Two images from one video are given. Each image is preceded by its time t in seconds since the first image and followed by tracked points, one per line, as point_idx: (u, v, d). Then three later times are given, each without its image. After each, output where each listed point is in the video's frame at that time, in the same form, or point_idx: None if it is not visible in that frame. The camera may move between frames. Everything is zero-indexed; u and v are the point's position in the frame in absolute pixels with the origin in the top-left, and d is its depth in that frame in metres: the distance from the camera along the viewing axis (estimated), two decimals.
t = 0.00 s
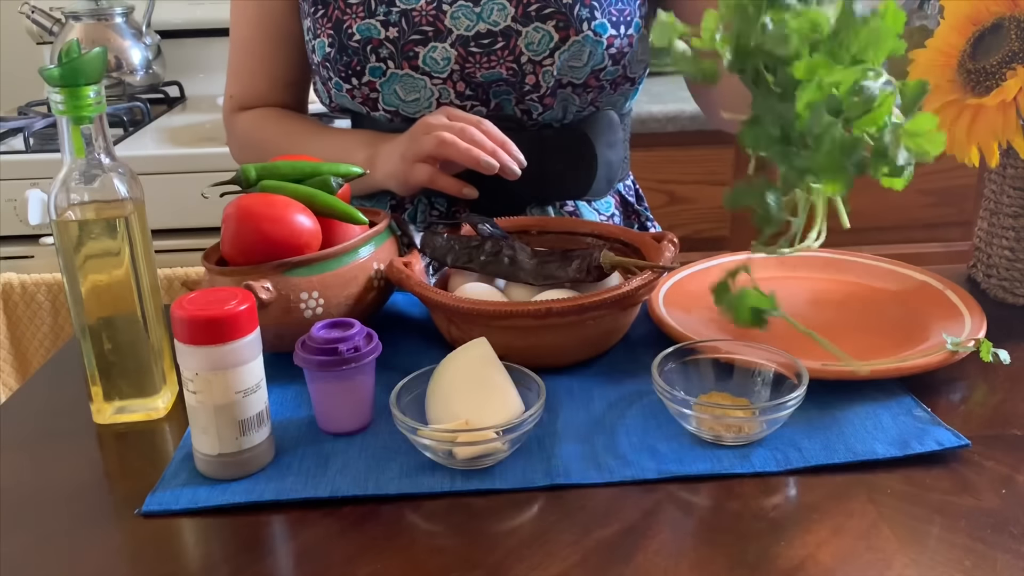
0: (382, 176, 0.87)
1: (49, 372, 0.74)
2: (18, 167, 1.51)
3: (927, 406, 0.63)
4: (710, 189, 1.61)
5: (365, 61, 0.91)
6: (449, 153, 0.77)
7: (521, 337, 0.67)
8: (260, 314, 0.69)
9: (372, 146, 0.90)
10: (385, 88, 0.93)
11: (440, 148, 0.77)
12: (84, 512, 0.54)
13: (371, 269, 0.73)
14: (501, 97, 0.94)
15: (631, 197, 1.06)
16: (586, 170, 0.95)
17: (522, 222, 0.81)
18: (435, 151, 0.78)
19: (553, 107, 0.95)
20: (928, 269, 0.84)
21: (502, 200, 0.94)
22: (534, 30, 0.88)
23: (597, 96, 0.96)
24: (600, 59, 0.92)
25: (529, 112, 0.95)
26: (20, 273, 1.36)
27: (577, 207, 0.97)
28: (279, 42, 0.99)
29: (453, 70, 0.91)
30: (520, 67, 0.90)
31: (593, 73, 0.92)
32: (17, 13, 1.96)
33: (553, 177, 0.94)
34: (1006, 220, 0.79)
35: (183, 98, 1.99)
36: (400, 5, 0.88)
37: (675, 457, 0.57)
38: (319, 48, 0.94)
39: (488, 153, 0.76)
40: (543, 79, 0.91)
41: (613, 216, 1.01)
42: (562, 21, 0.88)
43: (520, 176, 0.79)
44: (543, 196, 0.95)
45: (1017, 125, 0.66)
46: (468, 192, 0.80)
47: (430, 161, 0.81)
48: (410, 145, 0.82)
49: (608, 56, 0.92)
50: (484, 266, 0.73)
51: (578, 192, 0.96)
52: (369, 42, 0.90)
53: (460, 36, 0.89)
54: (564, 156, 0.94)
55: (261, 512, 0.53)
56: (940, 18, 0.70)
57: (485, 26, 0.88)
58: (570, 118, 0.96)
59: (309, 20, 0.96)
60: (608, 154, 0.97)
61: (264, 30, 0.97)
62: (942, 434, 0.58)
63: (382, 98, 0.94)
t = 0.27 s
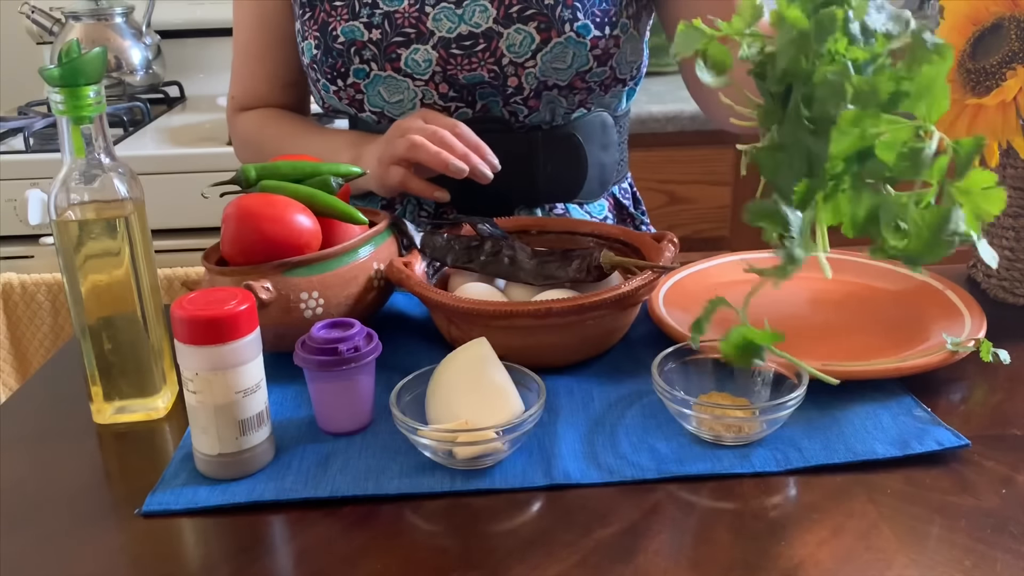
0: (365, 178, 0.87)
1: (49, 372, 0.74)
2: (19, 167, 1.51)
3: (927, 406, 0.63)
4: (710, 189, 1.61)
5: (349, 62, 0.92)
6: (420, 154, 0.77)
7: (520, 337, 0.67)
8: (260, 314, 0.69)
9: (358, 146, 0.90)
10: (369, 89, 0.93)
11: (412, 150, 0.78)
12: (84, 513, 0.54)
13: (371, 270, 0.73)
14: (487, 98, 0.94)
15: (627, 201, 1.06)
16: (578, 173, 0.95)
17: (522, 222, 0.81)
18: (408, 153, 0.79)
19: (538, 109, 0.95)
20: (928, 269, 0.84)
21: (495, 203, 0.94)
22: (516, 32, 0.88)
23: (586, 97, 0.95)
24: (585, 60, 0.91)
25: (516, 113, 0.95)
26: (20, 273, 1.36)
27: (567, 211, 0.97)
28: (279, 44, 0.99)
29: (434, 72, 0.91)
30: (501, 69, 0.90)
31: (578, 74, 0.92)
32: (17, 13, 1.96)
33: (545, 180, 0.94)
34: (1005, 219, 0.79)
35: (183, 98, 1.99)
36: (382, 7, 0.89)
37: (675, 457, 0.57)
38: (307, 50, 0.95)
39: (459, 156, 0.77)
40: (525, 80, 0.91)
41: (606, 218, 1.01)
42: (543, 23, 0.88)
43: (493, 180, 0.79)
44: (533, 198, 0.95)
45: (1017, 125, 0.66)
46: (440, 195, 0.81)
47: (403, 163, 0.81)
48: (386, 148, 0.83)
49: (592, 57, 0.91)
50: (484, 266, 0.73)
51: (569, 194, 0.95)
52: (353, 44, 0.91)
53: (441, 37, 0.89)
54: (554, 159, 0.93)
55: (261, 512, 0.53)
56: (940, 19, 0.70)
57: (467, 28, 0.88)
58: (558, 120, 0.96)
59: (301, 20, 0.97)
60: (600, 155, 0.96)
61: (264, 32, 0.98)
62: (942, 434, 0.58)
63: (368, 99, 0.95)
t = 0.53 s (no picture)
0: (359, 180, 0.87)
1: (49, 372, 0.74)
2: (19, 167, 1.51)
3: (927, 406, 0.63)
4: (710, 189, 1.61)
5: (345, 61, 0.92)
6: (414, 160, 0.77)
7: (520, 337, 0.67)
8: (260, 314, 0.69)
9: (354, 147, 0.90)
10: (365, 88, 0.93)
11: (407, 155, 0.78)
12: (84, 513, 0.54)
13: (371, 270, 0.73)
14: (483, 99, 0.94)
15: (622, 203, 1.06)
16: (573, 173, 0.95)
17: (522, 222, 0.81)
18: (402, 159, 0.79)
19: (533, 110, 0.95)
20: (928, 269, 0.84)
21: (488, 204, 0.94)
22: (512, 32, 0.88)
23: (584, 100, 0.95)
24: (581, 62, 0.91)
25: (511, 114, 0.95)
26: (20, 273, 1.37)
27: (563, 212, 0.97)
28: (275, 43, 0.99)
29: (430, 72, 0.91)
30: (497, 69, 0.90)
31: (574, 76, 0.92)
32: (16, 13, 1.96)
33: (539, 183, 0.93)
34: (1005, 219, 0.79)
35: (183, 98, 1.99)
36: (379, 7, 0.89)
37: (675, 457, 0.57)
38: (303, 49, 0.95)
39: (454, 162, 0.77)
40: (521, 81, 0.91)
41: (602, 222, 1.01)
42: (539, 24, 0.88)
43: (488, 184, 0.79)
44: (526, 200, 0.94)
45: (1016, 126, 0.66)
46: (436, 201, 0.80)
47: (398, 168, 0.81)
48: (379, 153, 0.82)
49: (589, 59, 0.91)
50: (484, 266, 0.73)
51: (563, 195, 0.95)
52: (349, 43, 0.91)
53: (437, 37, 0.89)
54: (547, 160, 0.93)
55: (261, 512, 0.53)
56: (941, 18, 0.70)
57: (463, 29, 0.88)
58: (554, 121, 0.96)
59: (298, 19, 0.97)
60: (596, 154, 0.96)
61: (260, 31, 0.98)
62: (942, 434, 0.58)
63: (363, 99, 0.95)
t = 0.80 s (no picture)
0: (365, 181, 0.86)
1: (49, 372, 0.74)
2: (19, 167, 1.51)
3: (927, 406, 0.63)
4: (710, 189, 1.61)
5: (353, 61, 0.91)
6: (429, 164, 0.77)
7: (520, 337, 0.67)
8: (260, 314, 0.69)
9: (358, 147, 0.90)
10: (373, 89, 0.93)
11: (420, 159, 0.78)
12: (85, 512, 0.54)
13: (371, 269, 0.73)
14: (490, 99, 0.93)
15: (622, 203, 1.05)
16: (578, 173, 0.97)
17: (521, 222, 0.81)
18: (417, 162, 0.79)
19: (542, 109, 0.94)
20: (928, 269, 0.84)
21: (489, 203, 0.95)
22: (523, 30, 0.89)
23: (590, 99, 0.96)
24: (591, 59, 0.92)
25: (518, 114, 0.94)
26: (20, 273, 1.36)
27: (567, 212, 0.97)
28: (271, 43, 0.99)
29: (440, 72, 0.90)
30: (509, 68, 0.90)
31: (583, 74, 0.92)
32: (17, 13, 1.96)
33: (543, 183, 0.96)
34: (1006, 220, 0.79)
35: (183, 98, 1.99)
36: (388, 6, 0.88)
37: (675, 457, 0.57)
38: (308, 49, 0.94)
39: (468, 165, 0.77)
40: (532, 79, 0.91)
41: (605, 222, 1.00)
42: (551, 21, 0.89)
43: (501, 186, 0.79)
44: (530, 201, 0.96)
45: (1017, 125, 0.66)
46: (450, 204, 0.80)
47: (408, 171, 0.81)
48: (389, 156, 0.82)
49: (598, 56, 0.92)
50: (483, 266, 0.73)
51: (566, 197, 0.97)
52: (358, 43, 0.90)
53: (448, 37, 0.88)
54: (552, 160, 0.95)
55: (261, 511, 0.53)
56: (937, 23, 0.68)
57: (474, 27, 0.88)
58: (561, 122, 0.96)
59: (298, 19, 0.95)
60: (600, 155, 0.98)
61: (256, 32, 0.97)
62: (942, 434, 0.58)
63: (370, 100, 0.94)
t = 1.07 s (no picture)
0: (385, 182, 0.86)
1: (49, 372, 0.74)
2: (19, 167, 1.51)
3: (927, 406, 0.63)
4: (711, 189, 1.61)
5: (372, 61, 0.90)
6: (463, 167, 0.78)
7: (520, 337, 0.67)
8: (260, 314, 0.69)
9: (376, 148, 0.90)
10: (391, 89, 0.92)
11: (452, 160, 0.78)
12: (84, 512, 0.54)
13: (371, 269, 0.73)
14: (505, 99, 0.93)
15: (627, 200, 1.06)
16: (590, 172, 0.97)
17: (521, 222, 0.81)
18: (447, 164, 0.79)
19: (557, 108, 0.94)
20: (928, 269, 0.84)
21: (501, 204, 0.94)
22: (543, 29, 0.89)
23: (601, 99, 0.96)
24: (608, 59, 0.92)
25: (532, 114, 0.94)
26: (20, 273, 1.36)
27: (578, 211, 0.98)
28: (268, 42, 0.99)
29: (461, 72, 0.90)
30: (530, 67, 0.90)
31: (600, 75, 0.93)
32: (17, 13, 1.96)
33: (557, 182, 0.95)
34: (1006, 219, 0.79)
35: (183, 98, 1.99)
36: (406, 5, 0.88)
37: (675, 457, 0.57)
38: (321, 49, 0.92)
39: (501, 166, 0.78)
40: (551, 78, 0.91)
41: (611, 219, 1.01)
42: (570, 21, 0.89)
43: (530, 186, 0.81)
44: (544, 198, 0.95)
45: (1017, 126, 0.65)
46: (480, 205, 0.81)
47: (434, 171, 0.81)
48: (414, 157, 0.82)
49: (614, 56, 0.93)
50: (484, 266, 0.73)
51: (579, 197, 0.97)
52: (376, 42, 0.89)
53: (468, 36, 0.89)
54: (566, 159, 0.95)
55: (260, 511, 0.53)
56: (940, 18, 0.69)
57: (494, 26, 0.88)
58: (573, 124, 0.95)
59: (306, 19, 0.94)
60: (603, 156, 0.98)
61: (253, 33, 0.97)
62: (942, 434, 0.58)
63: (387, 100, 0.93)
